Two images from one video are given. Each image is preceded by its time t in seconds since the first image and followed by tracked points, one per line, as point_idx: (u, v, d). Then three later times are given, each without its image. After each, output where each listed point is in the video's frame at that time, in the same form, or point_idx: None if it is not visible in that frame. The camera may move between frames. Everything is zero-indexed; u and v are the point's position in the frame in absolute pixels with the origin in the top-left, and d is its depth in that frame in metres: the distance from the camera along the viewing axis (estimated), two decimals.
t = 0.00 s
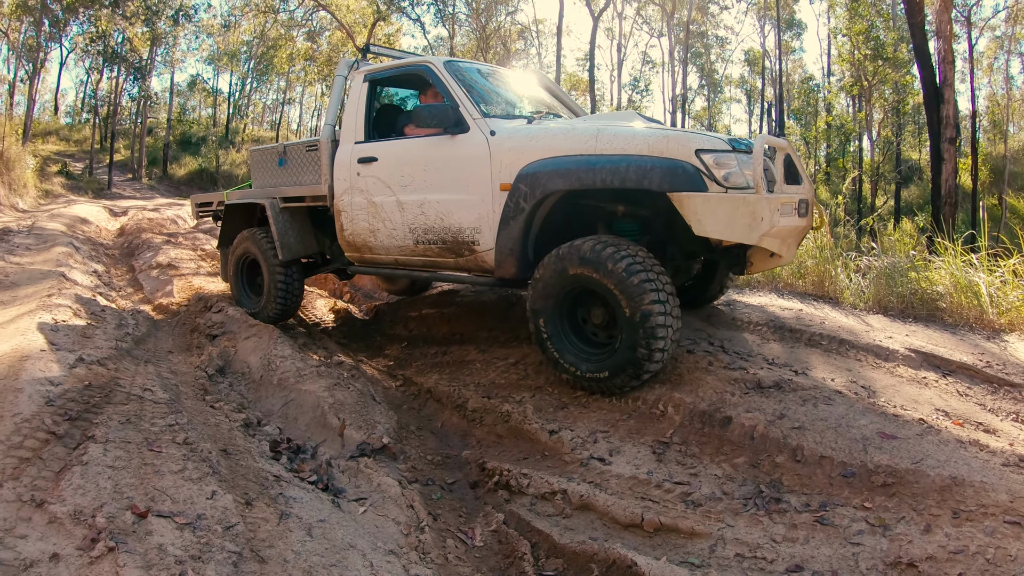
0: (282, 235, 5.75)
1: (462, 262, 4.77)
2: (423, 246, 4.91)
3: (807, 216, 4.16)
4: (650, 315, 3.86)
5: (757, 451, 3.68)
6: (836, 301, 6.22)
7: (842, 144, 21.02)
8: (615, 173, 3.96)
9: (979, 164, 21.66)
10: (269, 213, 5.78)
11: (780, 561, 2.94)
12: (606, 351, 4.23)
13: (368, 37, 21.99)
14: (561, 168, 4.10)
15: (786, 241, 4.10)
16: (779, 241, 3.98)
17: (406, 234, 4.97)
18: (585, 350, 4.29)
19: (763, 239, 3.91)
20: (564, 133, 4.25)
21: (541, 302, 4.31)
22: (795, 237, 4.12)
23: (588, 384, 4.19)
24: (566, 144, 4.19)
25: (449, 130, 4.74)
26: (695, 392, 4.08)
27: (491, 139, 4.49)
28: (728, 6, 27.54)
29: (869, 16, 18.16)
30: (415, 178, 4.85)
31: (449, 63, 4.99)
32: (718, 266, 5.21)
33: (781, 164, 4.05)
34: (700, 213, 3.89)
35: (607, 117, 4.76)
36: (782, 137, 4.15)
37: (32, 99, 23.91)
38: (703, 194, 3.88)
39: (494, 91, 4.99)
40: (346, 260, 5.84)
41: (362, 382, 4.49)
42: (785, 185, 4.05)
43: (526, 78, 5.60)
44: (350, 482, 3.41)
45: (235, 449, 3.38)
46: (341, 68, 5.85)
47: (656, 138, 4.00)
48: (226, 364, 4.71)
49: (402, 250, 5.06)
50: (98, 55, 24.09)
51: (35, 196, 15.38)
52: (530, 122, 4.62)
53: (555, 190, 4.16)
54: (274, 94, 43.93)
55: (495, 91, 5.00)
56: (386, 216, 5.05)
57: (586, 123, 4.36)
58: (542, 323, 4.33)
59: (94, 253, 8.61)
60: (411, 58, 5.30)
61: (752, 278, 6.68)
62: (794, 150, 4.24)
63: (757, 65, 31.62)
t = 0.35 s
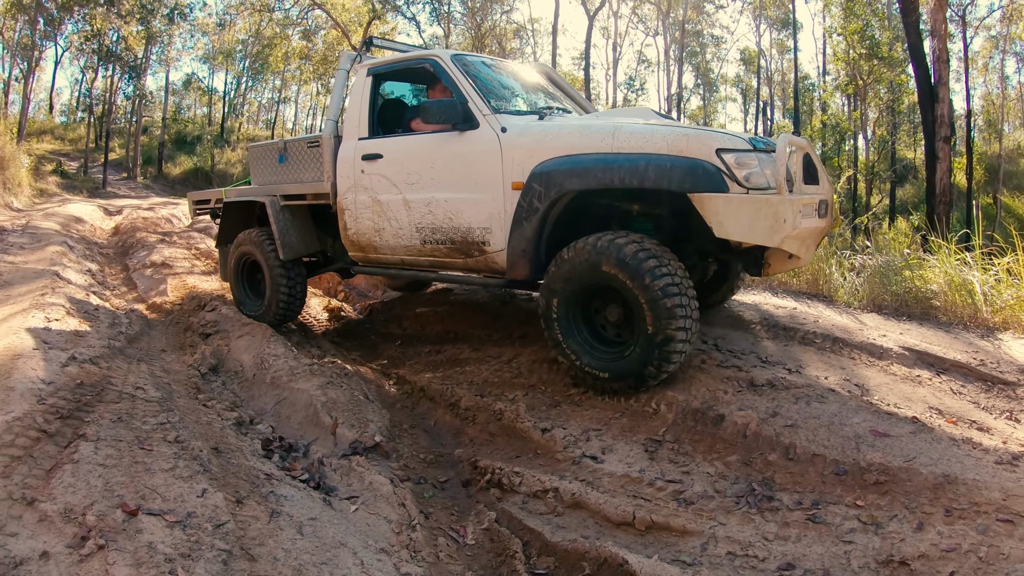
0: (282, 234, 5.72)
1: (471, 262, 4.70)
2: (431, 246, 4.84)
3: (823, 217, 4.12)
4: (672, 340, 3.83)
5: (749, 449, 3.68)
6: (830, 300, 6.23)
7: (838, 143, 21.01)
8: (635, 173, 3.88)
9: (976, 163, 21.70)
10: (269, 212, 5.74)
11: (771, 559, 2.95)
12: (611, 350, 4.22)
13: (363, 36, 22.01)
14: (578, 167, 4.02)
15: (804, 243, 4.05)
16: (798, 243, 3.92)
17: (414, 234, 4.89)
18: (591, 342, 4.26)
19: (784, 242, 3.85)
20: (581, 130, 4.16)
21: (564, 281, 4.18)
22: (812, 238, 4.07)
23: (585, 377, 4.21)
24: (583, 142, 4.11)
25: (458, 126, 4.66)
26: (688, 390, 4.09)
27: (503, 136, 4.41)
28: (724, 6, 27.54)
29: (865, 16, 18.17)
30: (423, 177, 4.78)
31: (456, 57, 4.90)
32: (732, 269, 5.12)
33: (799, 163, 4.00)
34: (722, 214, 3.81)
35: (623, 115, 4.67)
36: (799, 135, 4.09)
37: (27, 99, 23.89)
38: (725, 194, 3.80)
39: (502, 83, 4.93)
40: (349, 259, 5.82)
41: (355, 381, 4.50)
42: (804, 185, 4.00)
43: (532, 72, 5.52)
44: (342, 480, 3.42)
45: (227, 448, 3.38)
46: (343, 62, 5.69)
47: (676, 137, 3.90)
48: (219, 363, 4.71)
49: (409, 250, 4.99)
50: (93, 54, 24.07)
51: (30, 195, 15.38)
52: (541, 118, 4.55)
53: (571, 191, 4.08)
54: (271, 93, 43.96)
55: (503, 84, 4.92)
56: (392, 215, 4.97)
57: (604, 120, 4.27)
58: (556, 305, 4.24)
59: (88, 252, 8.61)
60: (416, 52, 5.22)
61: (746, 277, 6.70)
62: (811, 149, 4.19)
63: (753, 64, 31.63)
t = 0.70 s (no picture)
0: (279, 234, 5.63)
1: (475, 266, 4.67)
2: (433, 248, 4.79)
3: (836, 222, 4.05)
4: (677, 363, 3.81)
5: (737, 453, 3.70)
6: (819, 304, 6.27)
7: (830, 146, 21.10)
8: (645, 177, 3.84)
9: (966, 167, 21.84)
10: (266, 212, 5.63)
11: (759, 563, 2.96)
12: (611, 350, 4.20)
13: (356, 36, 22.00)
14: (587, 170, 3.97)
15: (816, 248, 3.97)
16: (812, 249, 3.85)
17: (415, 236, 4.85)
18: (593, 337, 4.22)
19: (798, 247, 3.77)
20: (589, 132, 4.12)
21: (585, 270, 4.07)
22: (825, 243, 4.00)
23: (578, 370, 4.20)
24: (590, 144, 4.07)
25: (462, 126, 4.61)
26: (676, 393, 4.10)
27: (508, 137, 4.36)
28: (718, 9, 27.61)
29: (856, 20, 18.25)
30: (425, 178, 4.73)
31: (459, 55, 4.84)
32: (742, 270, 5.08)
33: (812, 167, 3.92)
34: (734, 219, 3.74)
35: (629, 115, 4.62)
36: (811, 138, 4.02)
37: (18, 96, 23.76)
38: (737, 199, 3.74)
39: (506, 82, 4.90)
40: (349, 261, 5.76)
41: (345, 383, 4.50)
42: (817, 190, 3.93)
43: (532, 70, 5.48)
44: (330, 483, 3.42)
45: (215, 450, 3.37)
46: (342, 58, 5.59)
47: (686, 140, 3.87)
48: (208, 364, 4.71)
49: (411, 253, 4.94)
50: (85, 52, 23.97)
51: (20, 194, 15.32)
52: (546, 118, 4.50)
53: (580, 194, 4.04)
54: (265, 91, 43.88)
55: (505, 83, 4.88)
56: (393, 217, 4.92)
57: (612, 122, 4.23)
58: (567, 292, 4.15)
59: (78, 252, 8.59)
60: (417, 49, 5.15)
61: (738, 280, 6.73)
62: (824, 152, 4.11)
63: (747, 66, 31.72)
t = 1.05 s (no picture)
0: (279, 238, 5.57)
1: (485, 270, 4.63)
2: (441, 252, 4.74)
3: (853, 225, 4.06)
4: (680, 391, 3.91)
5: (724, 458, 3.71)
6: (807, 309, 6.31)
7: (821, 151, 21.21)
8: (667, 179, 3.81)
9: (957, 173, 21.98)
10: (266, 214, 5.60)
11: (746, 567, 2.97)
12: (618, 349, 4.22)
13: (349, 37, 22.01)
14: (606, 172, 3.93)
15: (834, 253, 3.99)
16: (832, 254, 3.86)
17: (423, 240, 4.79)
18: (604, 329, 4.21)
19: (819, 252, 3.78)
20: (606, 133, 4.08)
21: (623, 268, 3.99)
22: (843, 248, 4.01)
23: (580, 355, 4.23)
24: (608, 145, 4.02)
25: (472, 127, 4.56)
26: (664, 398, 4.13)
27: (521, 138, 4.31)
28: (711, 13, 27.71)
29: (848, 26, 18.37)
30: (434, 180, 4.68)
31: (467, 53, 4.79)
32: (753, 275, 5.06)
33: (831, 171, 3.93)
34: (757, 224, 3.75)
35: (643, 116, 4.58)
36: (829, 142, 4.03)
37: (9, 93, 23.63)
38: (761, 203, 3.74)
39: (514, 81, 4.85)
40: (350, 265, 5.70)
41: (334, 386, 4.51)
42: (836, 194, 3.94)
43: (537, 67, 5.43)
44: (319, 485, 3.42)
45: (204, 452, 3.37)
46: (344, 57, 5.54)
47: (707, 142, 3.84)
48: (198, 366, 4.71)
49: (419, 255, 4.89)
50: (78, 49, 23.88)
51: (9, 193, 15.26)
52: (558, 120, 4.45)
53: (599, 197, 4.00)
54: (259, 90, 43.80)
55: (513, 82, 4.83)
56: (400, 220, 4.87)
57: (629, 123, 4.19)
58: (596, 280, 4.09)
59: (68, 251, 8.57)
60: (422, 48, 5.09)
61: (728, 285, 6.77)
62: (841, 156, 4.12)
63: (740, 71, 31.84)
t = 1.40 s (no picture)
0: (283, 243, 5.26)
1: (502, 277, 4.47)
2: (457, 259, 4.57)
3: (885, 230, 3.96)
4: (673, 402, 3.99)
5: (713, 458, 3.74)
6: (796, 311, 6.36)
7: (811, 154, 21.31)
8: (698, 188, 3.75)
9: (946, 177, 22.14)
10: (268, 219, 5.27)
11: (735, 567, 2.99)
12: (637, 341, 4.15)
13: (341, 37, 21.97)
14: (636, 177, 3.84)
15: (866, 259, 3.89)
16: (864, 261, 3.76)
17: (437, 245, 4.61)
18: (631, 316, 4.10)
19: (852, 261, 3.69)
20: (633, 136, 3.97)
21: (684, 280, 3.85)
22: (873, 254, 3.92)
23: (598, 332, 4.15)
24: (635, 150, 3.93)
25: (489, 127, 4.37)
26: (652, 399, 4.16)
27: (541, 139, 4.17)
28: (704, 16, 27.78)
29: (839, 30, 18.47)
30: (448, 183, 4.51)
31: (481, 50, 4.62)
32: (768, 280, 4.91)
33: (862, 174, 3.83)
34: (789, 232, 3.66)
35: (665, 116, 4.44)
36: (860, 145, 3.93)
37: None
38: (794, 210, 3.65)
39: (528, 78, 4.69)
40: (357, 270, 5.43)
41: (324, 386, 4.52)
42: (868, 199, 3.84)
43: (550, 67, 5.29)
44: (309, 485, 3.42)
45: (193, 451, 3.36)
46: (349, 54, 5.39)
47: (738, 147, 3.77)
48: (187, 365, 4.71)
49: (433, 263, 4.69)
50: (69, 47, 23.75)
51: None
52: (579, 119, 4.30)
53: (626, 204, 3.92)
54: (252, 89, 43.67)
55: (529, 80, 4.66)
56: (412, 224, 4.68)
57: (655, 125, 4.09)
58: (647, 272, 3.94)
59: (57, 249, 8.53)
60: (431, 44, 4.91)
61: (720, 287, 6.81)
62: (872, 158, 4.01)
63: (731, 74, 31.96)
